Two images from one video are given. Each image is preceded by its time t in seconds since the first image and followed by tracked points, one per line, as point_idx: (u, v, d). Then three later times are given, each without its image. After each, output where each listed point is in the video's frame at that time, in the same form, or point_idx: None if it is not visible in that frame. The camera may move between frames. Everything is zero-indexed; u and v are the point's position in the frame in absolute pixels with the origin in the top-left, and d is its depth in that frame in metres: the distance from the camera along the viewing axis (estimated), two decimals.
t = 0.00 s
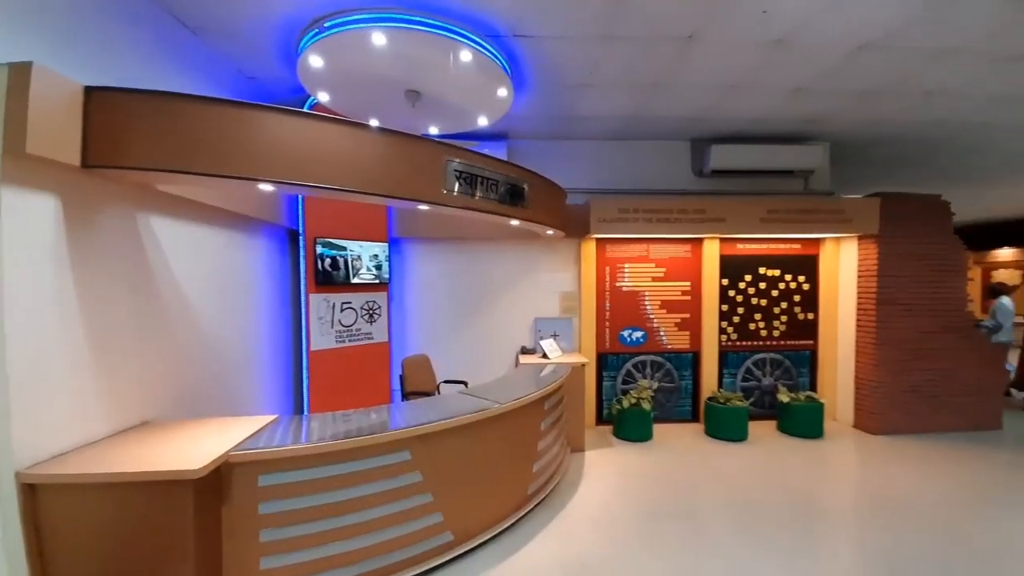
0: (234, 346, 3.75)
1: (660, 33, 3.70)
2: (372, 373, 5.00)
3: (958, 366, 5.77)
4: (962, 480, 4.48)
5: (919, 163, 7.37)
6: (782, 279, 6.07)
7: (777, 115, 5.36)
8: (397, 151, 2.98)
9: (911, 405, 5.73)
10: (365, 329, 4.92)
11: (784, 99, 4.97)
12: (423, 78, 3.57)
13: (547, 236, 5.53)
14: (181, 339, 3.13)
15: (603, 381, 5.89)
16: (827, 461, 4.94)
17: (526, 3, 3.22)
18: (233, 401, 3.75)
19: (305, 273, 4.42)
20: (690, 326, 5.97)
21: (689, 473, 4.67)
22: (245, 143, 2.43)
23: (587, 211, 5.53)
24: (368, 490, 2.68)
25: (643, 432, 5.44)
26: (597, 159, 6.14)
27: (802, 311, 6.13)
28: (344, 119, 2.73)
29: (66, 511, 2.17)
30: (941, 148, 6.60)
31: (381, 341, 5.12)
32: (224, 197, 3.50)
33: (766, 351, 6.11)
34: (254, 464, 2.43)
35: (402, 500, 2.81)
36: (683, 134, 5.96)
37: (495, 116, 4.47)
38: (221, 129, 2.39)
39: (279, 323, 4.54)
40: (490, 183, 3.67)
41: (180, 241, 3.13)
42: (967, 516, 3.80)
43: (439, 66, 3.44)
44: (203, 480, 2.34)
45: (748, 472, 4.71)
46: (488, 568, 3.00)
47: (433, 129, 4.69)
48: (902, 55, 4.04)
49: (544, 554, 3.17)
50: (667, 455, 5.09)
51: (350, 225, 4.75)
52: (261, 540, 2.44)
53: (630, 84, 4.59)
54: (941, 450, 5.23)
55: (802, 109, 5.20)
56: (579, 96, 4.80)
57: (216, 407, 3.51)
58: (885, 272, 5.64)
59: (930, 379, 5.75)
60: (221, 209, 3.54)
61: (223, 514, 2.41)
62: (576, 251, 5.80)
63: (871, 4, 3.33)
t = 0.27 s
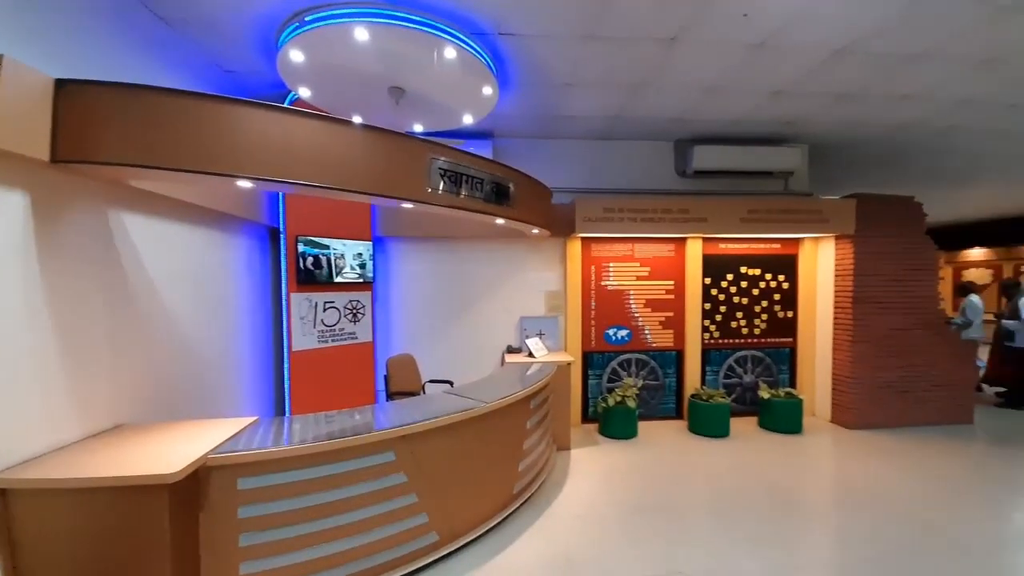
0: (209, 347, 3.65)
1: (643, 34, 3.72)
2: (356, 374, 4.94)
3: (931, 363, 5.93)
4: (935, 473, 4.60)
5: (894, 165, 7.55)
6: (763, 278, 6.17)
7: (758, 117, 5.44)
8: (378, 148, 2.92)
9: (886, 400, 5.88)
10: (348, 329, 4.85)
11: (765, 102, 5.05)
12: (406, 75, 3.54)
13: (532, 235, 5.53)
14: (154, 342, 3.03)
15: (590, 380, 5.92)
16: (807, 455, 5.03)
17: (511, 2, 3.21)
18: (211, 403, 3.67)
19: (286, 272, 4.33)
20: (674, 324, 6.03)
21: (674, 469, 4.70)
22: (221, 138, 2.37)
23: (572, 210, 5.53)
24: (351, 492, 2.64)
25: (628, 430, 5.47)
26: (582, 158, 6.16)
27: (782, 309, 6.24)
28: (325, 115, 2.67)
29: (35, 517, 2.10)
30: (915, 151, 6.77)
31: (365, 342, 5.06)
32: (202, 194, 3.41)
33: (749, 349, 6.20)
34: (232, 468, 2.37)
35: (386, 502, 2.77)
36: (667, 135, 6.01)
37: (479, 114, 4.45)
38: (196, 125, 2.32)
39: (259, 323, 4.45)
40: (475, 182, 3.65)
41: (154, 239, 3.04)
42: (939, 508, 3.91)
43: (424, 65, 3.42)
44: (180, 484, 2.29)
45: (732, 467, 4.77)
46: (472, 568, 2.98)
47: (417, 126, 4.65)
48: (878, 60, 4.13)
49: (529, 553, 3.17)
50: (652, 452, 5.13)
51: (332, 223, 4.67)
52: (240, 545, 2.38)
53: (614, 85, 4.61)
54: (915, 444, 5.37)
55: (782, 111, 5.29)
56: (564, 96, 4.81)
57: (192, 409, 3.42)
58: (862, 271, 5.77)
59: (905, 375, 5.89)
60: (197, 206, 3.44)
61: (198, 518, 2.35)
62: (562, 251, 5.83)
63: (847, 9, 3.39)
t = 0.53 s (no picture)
0: (185, 348, 3.56)
1: (627, 36, 3.74)
2: (340, 374, 4.88)
3: (906, 360, 6.08)
4: (911, 467, 4.71)
5: (872, 167, 7.72)
6: (745, 278, 6.25)
7: (740, 119, 5.51)
8: (360, 145, 2.88)
9: (864, 397, 6.01)
10: (332, 329, 4.79)
11: (747, 104, 5.11)
12: (390, 71, 3.49)
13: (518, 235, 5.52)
14: (127, 343, 2.94)
15: (575, 379, 5.94)
16: (788, 451, 5.11)
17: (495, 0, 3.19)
18: (188, 405, 3.58)
19: (267, 271, 4.25)
20: (659, 323, 6.07)
21: (659, 466, 4.74)
22: (197, 134, 2.31)
23: (558, 210, 5.53)
24: (333, 494, 2.60)
25: (613, 428, 5.51)
26: (567, 158, 6.17)
27: (764, 308, 6.34)
28: (305, 112, 2.62)
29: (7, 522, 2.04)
30: (891, 154, 6.93)
31: (350, 342, 5.00)
32: (179, 191, 3.33)
33: (731, 348, 6.28)
34: (209, 471, 2.32)
35: (370, 503, 2.74)
36: (651, 136, 6.05)
37: (465, 112, 4.42)
38: (170, 121, 2.26)
39: (238, 323, 4.36)
40: (460, 180, 3.62)
41: (126, 238, 2.95)
42: (913, 501, 4.01)
43: (408, 61, 3.38)
44: (154, 488, 2.24)
45: (716, 463, 4.83)
46: (458, 567, 2.97)
47: (401, 124, 4.60)
48: (854, 64, 4.22)
49: (514, 552, 3.17)
50: (637, 449, 5.16)
51: (314, 221, 4.60)
52: (218, 551, 2.33)
53: (599, 85, 4.62)
54: (891, 439, 5.50)
55: (764, 114, 5.36)
56: (549, 96, 4.81)
57: (168, 412, 3.33)
58: (840, 271, 5.89)
59: (882, 372, 6.03)
60: (173, 203, 3.36)
61: (172, 523, 2.29)
62: (548, 250, 5.83)
63: (825, 14, 3.46)
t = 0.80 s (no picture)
0: (164, 349, 3.47)
1: (614, 36, 3.74)
2: (326, 374, 4.81)
3: (885, 358, 6.22)
4: (891, 463, 4.81)
5: (853, 169, 7.86)
6: (730, 277, 6.32)
7: (726, 121, 5.56)
8: (345, 142, 2.84)
9: (845, 394, 6.12)
10: (317, 329, 4.72)
11: (733, 106, 5.16)
12: (376, 67, 3.45)
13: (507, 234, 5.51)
14: (104, 344, 2.86)
15: (564, 378, 5.94)
16: (772, 448, 5.18)
17: None
18: (168, 407, 3.50)
19: (250, 269, 4.20)
20: (646, 322, 6.11)
21: (646, 464, 4.77)
22: (177, 129, 2.25)
23: (547, 209, 5.53)
24: (318, 496, 2.56)
25: (601, 427, 5.53)
26: (555, 158, 6.18)
27: (748, 307, 6.42)
28: (288, 107, 2.57)
29: None
30: (872, 157, 7.06)
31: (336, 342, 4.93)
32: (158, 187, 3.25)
33: (717, 347, 6.35)
34: (189, 474, 2.27)
35: (356, 505, 2.71)
36: (639, 136, 6.09)
37: (453, 110, 4.39)
38: (148, 115, 2.20)
39: (219, 322, 4.28)
40: (447, 179, 3.60)
41: (103, 235, 2.87)
42: (893, 496, 4.08)
43: (395, 58, 3.34)
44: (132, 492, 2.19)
45: (702, 460, 4.87)
46: (445, 568, 2.94)
47: (389, 121, 4.56)
48: (837, 68, 4.28)
49: (502, 551, 3.16)
50: (624, 447, 5.18)
51: (299, 219, 4.53)
52: (199, 555, 2.28)
53: (587, 85, 4.63)
54: (872, 435, 5.61)
55: (749, 116, 5.42)
56: (537, 95, 4.81)
57: (146, 414, 3.25)
58: (823, 270, 5.99)
59: (861, 370, 6.15)
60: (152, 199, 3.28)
61: (153, 527, 2.24)
62: (537, 249, 5.83)
63: (810, 18, 3.49)
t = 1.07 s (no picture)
0: (141, 350, 3.39)
1: (600, 36, 3.75)
2: (309, 375, 4.75)
3: (863, 355, 6.35)
4: (870, 457, 4.91)
5: (832, 171, 8.01)
6: (713, 276, 6.40)
7: (710, 122, 5.62)
8: (329, 139, 2.79)
9: (824, 390, 6.24)
10: (300, 329, 4.65)
11: (717, 107, 5.21)
12: (360, 62, 3.40)
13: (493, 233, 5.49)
14: (78, 346, 2.77)
15: (551, 377, 5.94)
16: (755, 444, 5.25)
17: None
18: (145, 409, 3.42)
19: (231, 268, 4.13)
20: (632, 321, 6.15)
21: (631, 461, 4.80)
22: (153, 123, 2.19)
23: (533, 209, 5.52)
24: (301, 499, 2.52)
25: (587, 425, 5.55)
26: (542, 157, 6.18)
27: (732, 305, 6.50)
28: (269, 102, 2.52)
29: None
30: (851, 159, 7.20)
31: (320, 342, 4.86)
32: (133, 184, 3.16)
33: (701, 345, 6.42)
34: (167, 478, 2.22)
35: (341, 506, 2.68)
36: (624, 137, 6.12)
37: (439, 108, 4.35)
38: (123, 110, 2.14)
39: (199, 322, 4.20)
40: (433, 178, 3.57)
41: (76, 233, 2.78)
42: (872, 490, 4.17)
43: (379, 54, 3.30)
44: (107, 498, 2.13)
45: (687, 457, 4.92)
46: (432, 569, 2.92)
47: (373, 118, 4.52)
48: (819, 71, 4.35)
49: (488, 551, 3.15)
50: (611, 445, 5.21)
51: (281, 218, 4.45)
52: (177, 560, 2.24)
53: (573, 85, 4.63)
54: (852, 430, 5.72)
55: (733, 117, 5.48)
56: (523, 95, 4.81)
57: (122, 418, 3.17)
58: (804, 269, 6.09)
59: (841, 367, 6.27)
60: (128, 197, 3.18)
61: (131, 533, 2.19)
62: (524, 248, 5.83)
63: (792, 21, 3.54)
